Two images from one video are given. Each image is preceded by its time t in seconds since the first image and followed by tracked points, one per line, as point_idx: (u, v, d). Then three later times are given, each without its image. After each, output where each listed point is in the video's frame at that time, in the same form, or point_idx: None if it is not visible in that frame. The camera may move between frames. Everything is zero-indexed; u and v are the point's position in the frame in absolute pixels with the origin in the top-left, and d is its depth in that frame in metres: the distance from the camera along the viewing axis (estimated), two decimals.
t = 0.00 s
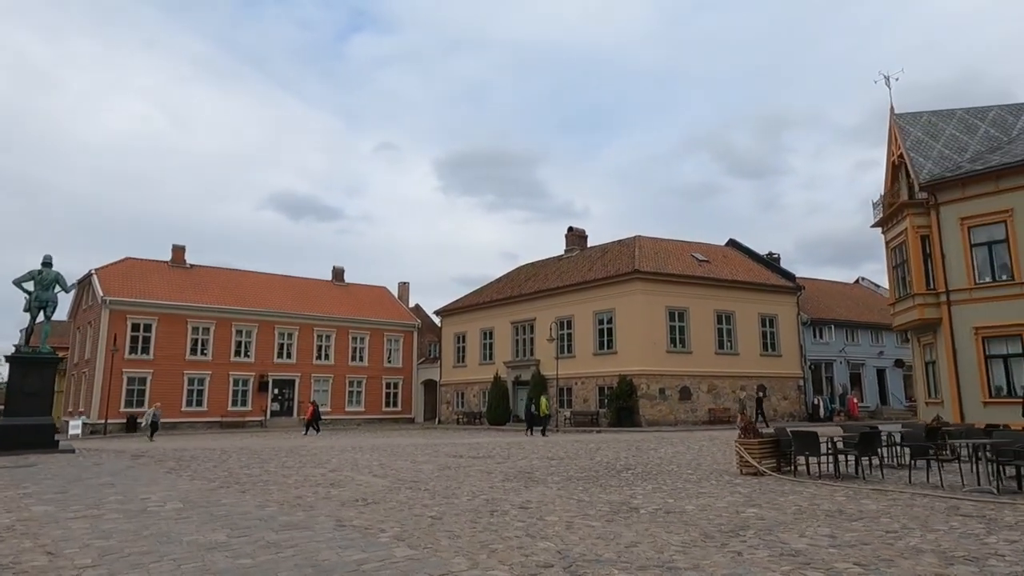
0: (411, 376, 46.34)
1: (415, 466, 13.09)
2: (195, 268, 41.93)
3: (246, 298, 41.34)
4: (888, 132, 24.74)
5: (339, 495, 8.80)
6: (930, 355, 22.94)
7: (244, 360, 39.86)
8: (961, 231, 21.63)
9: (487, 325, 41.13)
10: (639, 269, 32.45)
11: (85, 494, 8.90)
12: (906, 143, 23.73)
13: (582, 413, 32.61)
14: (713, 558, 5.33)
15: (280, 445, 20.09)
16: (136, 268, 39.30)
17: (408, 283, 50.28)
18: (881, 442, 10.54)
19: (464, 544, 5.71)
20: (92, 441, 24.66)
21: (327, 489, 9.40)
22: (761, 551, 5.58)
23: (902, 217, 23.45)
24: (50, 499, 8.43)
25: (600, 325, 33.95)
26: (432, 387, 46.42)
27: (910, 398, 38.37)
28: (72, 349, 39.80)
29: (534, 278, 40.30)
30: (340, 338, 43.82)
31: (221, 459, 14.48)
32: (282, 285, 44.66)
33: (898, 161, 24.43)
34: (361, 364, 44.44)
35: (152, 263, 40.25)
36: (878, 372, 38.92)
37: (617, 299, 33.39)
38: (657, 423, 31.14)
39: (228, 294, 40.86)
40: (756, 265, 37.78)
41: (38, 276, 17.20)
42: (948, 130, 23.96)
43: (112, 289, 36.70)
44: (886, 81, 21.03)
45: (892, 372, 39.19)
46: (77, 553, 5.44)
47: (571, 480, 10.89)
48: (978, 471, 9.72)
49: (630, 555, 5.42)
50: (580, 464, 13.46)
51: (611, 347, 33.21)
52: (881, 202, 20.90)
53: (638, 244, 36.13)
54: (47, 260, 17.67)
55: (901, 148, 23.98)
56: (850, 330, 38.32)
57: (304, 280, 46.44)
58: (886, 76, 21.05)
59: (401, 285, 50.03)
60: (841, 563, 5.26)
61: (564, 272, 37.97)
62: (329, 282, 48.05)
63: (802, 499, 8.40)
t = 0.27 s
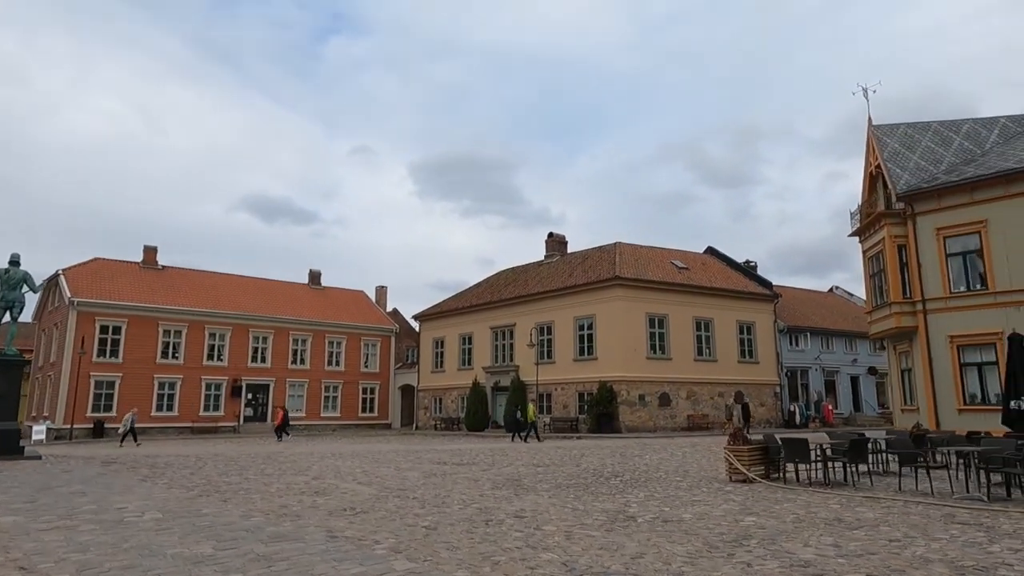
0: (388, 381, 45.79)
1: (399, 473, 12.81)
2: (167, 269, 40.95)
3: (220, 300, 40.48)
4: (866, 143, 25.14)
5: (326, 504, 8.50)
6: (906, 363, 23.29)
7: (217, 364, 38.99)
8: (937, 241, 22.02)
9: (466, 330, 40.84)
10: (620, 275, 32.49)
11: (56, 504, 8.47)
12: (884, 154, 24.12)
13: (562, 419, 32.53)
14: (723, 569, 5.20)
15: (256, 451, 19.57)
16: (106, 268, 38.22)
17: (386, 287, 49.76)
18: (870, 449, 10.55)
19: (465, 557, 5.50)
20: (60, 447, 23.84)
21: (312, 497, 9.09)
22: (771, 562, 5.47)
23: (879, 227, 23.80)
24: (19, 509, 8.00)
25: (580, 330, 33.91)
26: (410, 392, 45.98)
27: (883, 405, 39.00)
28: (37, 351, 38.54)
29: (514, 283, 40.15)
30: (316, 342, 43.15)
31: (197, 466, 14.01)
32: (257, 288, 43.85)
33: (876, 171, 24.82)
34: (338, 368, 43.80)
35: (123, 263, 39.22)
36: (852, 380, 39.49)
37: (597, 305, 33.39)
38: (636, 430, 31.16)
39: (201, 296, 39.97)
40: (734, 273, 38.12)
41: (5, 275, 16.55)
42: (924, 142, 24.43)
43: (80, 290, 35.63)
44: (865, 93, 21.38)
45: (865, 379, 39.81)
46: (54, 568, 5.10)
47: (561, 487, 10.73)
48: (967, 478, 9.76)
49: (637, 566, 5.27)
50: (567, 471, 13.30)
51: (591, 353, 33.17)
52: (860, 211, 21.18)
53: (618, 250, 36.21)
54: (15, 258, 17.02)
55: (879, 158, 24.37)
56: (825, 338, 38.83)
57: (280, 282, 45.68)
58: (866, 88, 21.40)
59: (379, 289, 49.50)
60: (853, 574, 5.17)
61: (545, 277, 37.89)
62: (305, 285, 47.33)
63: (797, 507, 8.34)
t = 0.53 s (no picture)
0: (370, 382, 45.32)
1: (390, 475, 12.57)
2: (144, 266, 40.08)
3: (199, 299, 39.73)
4: (851, 147, 25.40)
5: (320, 506, 8.25)
6: (889, 364, 23.54)
7: (195, 364, 38.25)
8: (920, 244, 22.29)
9: (450, 330, 40.54)
10: (606, 276, 32.46)
11: (36, 507, 8.11)
12: (868, 158, 24.38)
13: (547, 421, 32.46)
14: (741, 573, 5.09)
15: (239, 452, 19.12)
16: (81, 265, 37.31)
17: (368, 287, 49.26)
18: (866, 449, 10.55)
19: (475, 561, 5.32)
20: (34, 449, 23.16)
21: (305, 500, 8.84)
22: (787, 564, 5.36)
23: (864, 230, 24.04)
24: None
25: (566, 331, 33.82)
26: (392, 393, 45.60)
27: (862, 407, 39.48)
28: (8, 350, 37.48)
29: (498, 284, 39.96)
30: (297, 342, 42.55)
31: (179, 468, 13.60)
32: (237, 286, 43.12)
33: (860, 175, 25.08)
34: (319, 369, 43.22)
35: (98, 260, 38.31)
36: (832, 382, 39.91)
37: (583, 306, 33.33)
38: (621, 431, 31.16)
39: (180, 295, 39.20)
40: (718, 275, 38.34)
41: None
42: (907, 147, 24.74)
43: (54, 288, 34.71)
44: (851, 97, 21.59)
45: (845, 382, 40.28)
46: None
47: (557, 489, 10.57)
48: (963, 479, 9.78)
49: (653, 571, 5.12)
50: (560, 472, 13.16)
51: (576, 354, 33.10)
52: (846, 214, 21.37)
53: (604, 251, 36.19)
54: None
55: (863, 162, 24.63)
56: (807, 340, 39.20)
57: (260, 281, 44.99)
58: (851, 92, 21.63)
59: (362, 289, 48.99)
60: None
61: (530, 278, 37.75)
62: (287, 284, 46.68)
63: (799, 508, 8.29)
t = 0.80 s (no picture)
0: (347, 385, 44.72)
1: (376, 481, 12.30)
2: (115, 265, 39.03)
3: (172, 300, 38.81)
4: (831, 154, 25.71)
5: (311, 516, 7.97)
6: (868, 369, 23.84)
7: (168, 367, 37.32)
8: (899, 251, 22.61)
9: (430, 333, 40.16)
10: (588, 280, 32.42)
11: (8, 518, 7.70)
12: (848, 165, 24.69)
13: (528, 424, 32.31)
14: None
15: (216, 458, 18.59)
16: (48, 264, 36.17)
17: (346, 288, 48.63)
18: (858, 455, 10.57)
19: None
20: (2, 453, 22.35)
21: (294, 509, 8.55)
22: None
23: (844, 236, 24.32)
24: None
25: (547, 335, 33.71)
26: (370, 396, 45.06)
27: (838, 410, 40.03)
28: None
29: (479, 286, 39.70)
30: (273, 343, 41.80)
31: (156, 475, 13.13)
32: (211, 287, 42.24)
33: (840, 182, 25.40)
34: (296, 371, 42.50)
35: (67, 259, 37.22)
36: (808, 386, 40.40)
37: (565, 310, 33.25)
38: (602, 435, 31.10)
39: (152, 295, 38.25)
40: (698, 279, 38.58)
41: None
42: (886, 155, 25.13)
43: (20, 287, 33.59)
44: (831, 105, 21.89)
45: (821, 386, 40.83)
46: None
47: (550, 496, 10.40)
48: (954, 484, 9.84)
49: None
50: (549, 478, 12.98)
51: (558, 358, 33.01)
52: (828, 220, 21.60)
53: (585, 255, 36.18)
54: None
55: (843, 170, 24.93)
56: (784, 345, 39.64)
57: (235, 282, 44.13)
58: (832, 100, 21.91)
59: (340, 290, 48.35)
60: None
61: (511, 280, 37.59)
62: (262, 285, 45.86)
63: (798, 515, 8.23)
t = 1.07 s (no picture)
0: (340, 386, 44.44)
1: (380, 482, 12.14)
2: (104, 264, 38.52)
3: (163, 300, 38.38)
4: (828, 156, 25.81)
5: (321, 517, 7.83)
6: (864, 370, 23.94)
7: (159, 367, 36.90)
8: (896, 252, 22.72)
9: (424, 334, 39.96)
10: (584, 280, 32.35)
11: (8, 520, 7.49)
12: (845, 167, 24.79)
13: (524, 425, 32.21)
14: None
15: (212, 459, 18.31)
16: (36, 263, 35.64)
17: (339, 289, 48.33)
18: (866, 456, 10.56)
19: None
20: None
21: (302, 510, 8.39)
22: None
23: (840, 238, 24.40)
24: None
25: (542, 335, 33.63)
26: (362, 397, 44.77)
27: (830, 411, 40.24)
28: None
29: (473, 286, 39.56)
30: (266, 344, 41.46)
31: (154, 476, 12.89)
32: (203, 286, 41.82)
33: (836, 184, 25.50)
34: (288, 372, 42.16)
35: (56, 257, 36.71)
36: (801, 387, 40.58)
37: (560, 310, 33.17)
38: (598, 436, 31.04)
39: (143, 295, 37.80)
40: (692, 280, 38.64)
41: None
42: (882, 157, 25.26)
43: (8, 286, 33.07)
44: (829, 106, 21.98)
45: (813, 387, 41.03)
46: None
47: (557, 497, 10.30)
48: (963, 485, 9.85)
49: None
50: (553, 479, 12.88)
51: (553, 358, 32.92)
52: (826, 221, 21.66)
53: (580, 255, 36.13)
54: None
55: (840, 171, 25.03)
56: (778, 346, 39.78)
57: (227, 282, 43.72)
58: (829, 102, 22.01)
59: (333, 291, 48.03)
60: None
61: (506, 281, 37.47)
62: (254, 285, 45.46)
63: (812, 515, 8.19)
